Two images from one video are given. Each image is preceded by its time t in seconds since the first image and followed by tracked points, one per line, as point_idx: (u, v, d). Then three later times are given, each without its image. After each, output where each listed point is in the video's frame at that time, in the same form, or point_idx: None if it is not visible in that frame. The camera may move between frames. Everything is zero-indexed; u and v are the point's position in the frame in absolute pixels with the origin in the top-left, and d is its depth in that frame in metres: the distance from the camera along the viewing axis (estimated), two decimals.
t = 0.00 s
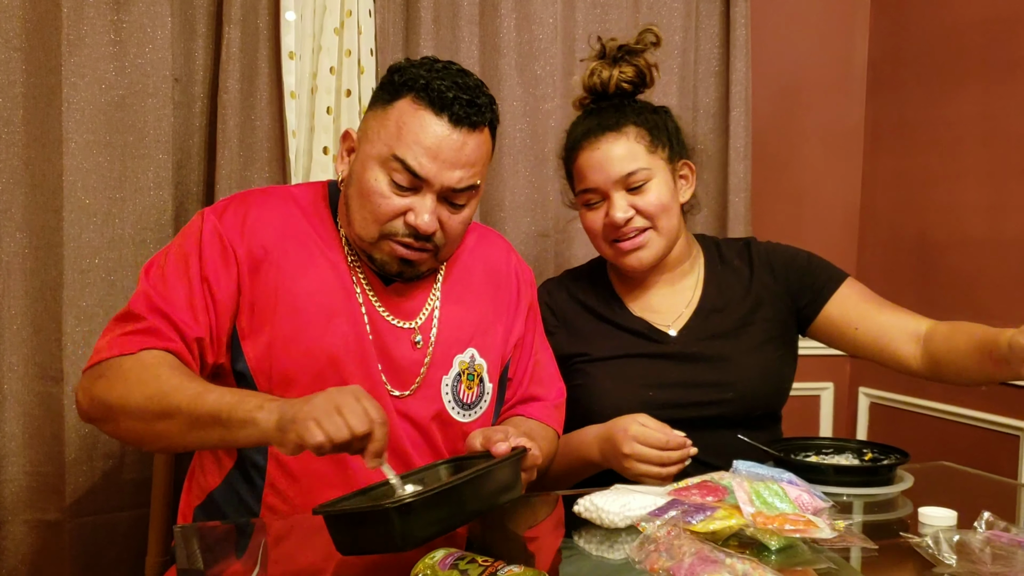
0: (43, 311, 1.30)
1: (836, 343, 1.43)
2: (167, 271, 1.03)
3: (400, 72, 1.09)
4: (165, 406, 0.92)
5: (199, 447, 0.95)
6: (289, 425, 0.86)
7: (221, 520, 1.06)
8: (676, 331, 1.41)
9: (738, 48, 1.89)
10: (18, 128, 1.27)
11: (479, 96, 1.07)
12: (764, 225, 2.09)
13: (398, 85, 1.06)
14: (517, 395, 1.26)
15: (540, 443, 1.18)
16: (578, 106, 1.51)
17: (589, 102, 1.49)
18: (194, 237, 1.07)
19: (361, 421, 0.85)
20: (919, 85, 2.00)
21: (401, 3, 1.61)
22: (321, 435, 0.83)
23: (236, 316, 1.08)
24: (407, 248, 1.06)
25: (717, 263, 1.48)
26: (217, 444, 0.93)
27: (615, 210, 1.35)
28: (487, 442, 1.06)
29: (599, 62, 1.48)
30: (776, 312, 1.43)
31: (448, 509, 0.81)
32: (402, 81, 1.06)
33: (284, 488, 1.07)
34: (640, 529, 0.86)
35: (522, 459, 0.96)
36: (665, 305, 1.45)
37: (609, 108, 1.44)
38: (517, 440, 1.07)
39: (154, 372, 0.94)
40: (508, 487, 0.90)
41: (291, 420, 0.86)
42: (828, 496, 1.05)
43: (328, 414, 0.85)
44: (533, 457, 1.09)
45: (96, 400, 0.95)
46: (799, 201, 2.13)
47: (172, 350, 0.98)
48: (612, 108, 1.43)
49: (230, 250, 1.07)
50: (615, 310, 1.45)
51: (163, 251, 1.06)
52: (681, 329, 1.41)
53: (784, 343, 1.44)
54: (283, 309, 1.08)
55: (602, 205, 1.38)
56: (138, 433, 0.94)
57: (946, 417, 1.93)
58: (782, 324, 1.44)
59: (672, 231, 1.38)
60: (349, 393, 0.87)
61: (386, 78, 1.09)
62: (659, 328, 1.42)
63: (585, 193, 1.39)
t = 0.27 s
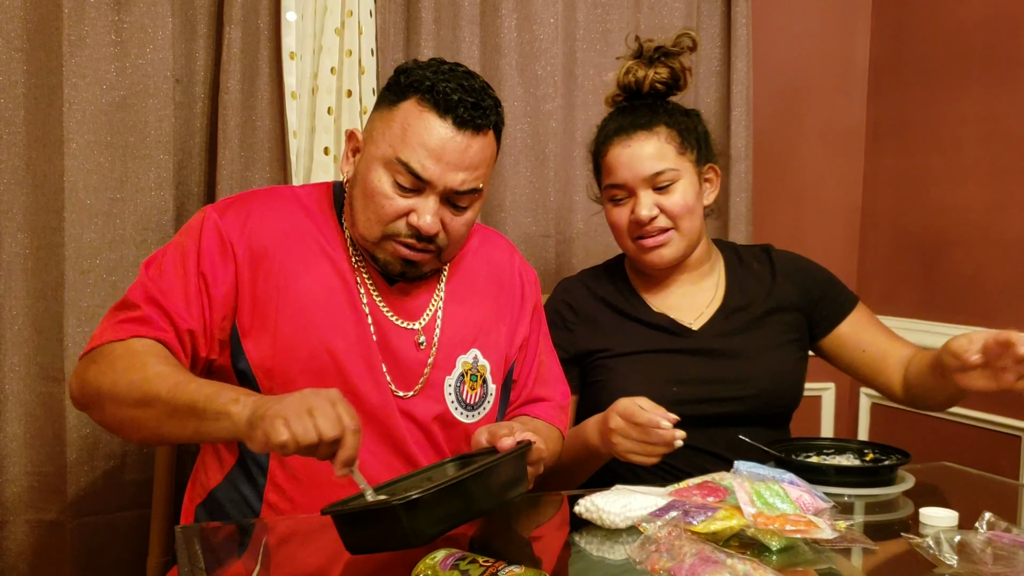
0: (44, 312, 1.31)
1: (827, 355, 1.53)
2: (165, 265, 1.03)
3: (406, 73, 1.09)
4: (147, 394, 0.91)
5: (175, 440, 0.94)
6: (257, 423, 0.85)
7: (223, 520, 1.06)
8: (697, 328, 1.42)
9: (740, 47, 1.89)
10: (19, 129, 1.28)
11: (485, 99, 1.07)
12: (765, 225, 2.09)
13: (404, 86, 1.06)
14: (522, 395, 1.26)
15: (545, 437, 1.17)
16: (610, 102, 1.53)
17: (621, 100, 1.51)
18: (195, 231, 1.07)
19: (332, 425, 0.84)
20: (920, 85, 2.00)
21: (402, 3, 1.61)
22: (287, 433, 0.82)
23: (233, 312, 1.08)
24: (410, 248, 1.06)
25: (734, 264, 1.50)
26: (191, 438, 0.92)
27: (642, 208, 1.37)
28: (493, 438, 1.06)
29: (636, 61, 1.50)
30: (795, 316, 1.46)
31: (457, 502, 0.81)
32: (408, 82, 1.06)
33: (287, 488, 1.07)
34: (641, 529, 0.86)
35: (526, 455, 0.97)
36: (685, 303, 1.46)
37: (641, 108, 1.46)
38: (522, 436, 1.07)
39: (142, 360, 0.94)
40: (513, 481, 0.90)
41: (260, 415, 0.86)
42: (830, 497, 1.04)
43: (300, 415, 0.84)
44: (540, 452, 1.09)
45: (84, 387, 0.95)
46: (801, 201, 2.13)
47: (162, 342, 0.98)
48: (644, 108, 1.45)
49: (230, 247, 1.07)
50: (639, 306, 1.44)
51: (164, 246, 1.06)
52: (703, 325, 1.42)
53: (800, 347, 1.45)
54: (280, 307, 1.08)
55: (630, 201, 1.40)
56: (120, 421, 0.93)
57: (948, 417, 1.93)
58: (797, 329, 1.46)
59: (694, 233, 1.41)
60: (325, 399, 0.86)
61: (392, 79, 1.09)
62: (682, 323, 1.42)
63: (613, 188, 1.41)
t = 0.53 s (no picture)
0: (44, 311, 1.30)
1: (821, 367, 1.60)
2: (165, 255, 1.04)
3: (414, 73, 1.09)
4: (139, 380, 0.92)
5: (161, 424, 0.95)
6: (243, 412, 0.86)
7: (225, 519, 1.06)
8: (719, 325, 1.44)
9: (740, 46, 1.89)
10: (19, 127, 1.27)
11: (492, 101, 1.07)
12: (766, 225, 2.09)
13: (412, 86, 1.05)
14: (522, 397, 1.26)
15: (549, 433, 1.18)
16: (626, 100, 1.53)
17: (638, 98, 1.52)
18: (196, 225, 1.08)
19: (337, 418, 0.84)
20: (921, 84, 2.00)
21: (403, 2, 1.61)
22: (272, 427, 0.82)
23: (233, 307, 1.08)
24: (414, 248, 1.06)
25: (747, 265, 1.53)
26: (179, 423, 0.93)
27: (658, 207, 1.38)
28: (496, 433, 1.07)
29: (654, 59, 1.50)
30: (808, 315, 1.50)
31: (461, 496, 0.81)
32: (416, 83, 1.05)
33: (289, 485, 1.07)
34: (642, 529, 0.86)
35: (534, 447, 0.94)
36: (704, 300, 1.47)
37: (658, 107, 1.46)
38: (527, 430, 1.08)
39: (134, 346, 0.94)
40: (521, 472, 0.89)
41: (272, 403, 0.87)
42: (830, 497, 1.04)
43: (286, 411, 0.84)
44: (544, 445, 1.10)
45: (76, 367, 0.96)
46: (802, 200, 2.13)
47: (158, 331, 0.99)
48: (661, 107, 1.46)
49: (230, 241, 1.07)
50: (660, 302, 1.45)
51: (166, 239, 1.07)
52: (725, 322, 1.44)
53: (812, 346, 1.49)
54: (280, 302, 1.08)
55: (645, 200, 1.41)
56: (108, 404, 0.94)
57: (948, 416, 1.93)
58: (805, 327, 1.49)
59: (708, 232, 1.42)
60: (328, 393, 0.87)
61: (400, 79, 1.09)
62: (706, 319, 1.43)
63: (629, 185, 1.42)
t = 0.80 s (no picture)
0: (42, 307, 1.30)
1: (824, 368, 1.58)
2: (166, 249, 1.04)
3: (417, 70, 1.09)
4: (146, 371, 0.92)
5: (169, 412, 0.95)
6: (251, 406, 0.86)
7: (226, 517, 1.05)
8: (727, 323, 1.44)
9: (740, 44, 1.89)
10: (16, 123, 1.27)
11: (495, 98, 1.06)
12: (766, 223, 2.09)
13: (414, 82, 1.05)
14: (520, 397, 1.26)
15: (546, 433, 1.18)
16: (649, 93, 1.52)
17: (664, 92, 1.50)
18: (198, 219, 1.08)
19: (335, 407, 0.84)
20: (920, 82, 2.00)
21: None
22: (277, 427, 0.82)
23: (234, 301, 1.08)
24: (414, 245, 1.06)
25: (752, 263, 1.53)
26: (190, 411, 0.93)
27: (694, 208, 1.38)
28: (492, 434, 1.05)
29: (681, 54, 1.49)
30: (812, 315, 1.51)
31: (458, 490, 0.81)
32: (418, 79, 1.05)
33: (289, 482, 1.06)
34: (641, 526, 0.85)
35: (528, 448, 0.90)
36: (712, 297, 1.47)
37: (688, 104, 1.46)
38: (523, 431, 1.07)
39: (134, 336, 0.94)
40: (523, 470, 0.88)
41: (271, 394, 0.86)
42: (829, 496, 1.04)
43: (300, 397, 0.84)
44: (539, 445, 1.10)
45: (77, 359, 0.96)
46: (801, 198, 2.13)
47: (160, 321, 0.99)
48: (691, 104, 1.45)
49: (232, 235, 1.07)
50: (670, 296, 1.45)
51: (168, 232, 1.07)
52: (732, 320, 1.44)
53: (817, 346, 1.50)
54: (280, 297, 1.07)
55: (677, 199, 1.40)
56: (112, 396, 0.94)
57: (946, 415, 1.93)
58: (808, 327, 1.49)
59: (731, 232, 1.43)
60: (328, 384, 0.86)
61: (403, 75, 1.09)
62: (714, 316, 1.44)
63: (660, 183, 1.40)
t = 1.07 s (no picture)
0: (44, 307, 1.31)
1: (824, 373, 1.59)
2: (171, 250, 1.04)
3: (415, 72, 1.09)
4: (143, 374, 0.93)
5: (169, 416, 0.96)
6: (248, 410, 0.87)
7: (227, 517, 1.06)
8: (728, 326, 1.45)
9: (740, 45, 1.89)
10: (19, 125, 1.28)
11: (492, 100, 1.06)
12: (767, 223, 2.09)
13: (412, 85, 1.05)
14: (519, 397, 1.26)
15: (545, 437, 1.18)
16: (695, 90, 1.46)
17: (712, 96, 1.45)
18: (201, 222, 1.08)
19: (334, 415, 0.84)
20: (920, 83, 2.00)
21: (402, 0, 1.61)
22: (274, 428, 0.83)
23: (237, 303, 1.08)
24: (413, 247, 1.06)
25: (757, 269, 1.53)
26: (186, 416, 0.94)
27: (740, 229, 1.37)
28: (490, 435, 1.05)
29: (741, 62, 1.44)
30: (815, 323, 1.51)
31: (455, 492, 0.82)
32: (416, 82, 1.06)
33: (289, 480, 1.07)
34: (639, 527, 0.86)
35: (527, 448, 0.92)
36: (717, 297, 1.47)
37: (740, 114, 1.42)
38: (520, 430, 1.08)
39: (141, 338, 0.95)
40: (517, 470, 0.88)
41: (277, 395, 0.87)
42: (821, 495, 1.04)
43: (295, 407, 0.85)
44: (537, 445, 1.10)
45: (80, 358, 0.97)
46: (802, 199, 2.13)
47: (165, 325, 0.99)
48: (743, 115, 1.42)
49: (235, 237, 1.08)
50: (672, 294, 1.45)
51: (170, 234, 1.07)
52: (734, 324, 1.44)
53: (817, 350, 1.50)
54: (283, 298, 1.08)
55: (724, 215, 1.37)
56: (114, 398, 0.95)
57: (947, 415, 1.93)
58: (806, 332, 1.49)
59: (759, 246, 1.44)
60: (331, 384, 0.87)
61: (401, 78, 1.09)
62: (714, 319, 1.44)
63: (711, 196, 1.37)
